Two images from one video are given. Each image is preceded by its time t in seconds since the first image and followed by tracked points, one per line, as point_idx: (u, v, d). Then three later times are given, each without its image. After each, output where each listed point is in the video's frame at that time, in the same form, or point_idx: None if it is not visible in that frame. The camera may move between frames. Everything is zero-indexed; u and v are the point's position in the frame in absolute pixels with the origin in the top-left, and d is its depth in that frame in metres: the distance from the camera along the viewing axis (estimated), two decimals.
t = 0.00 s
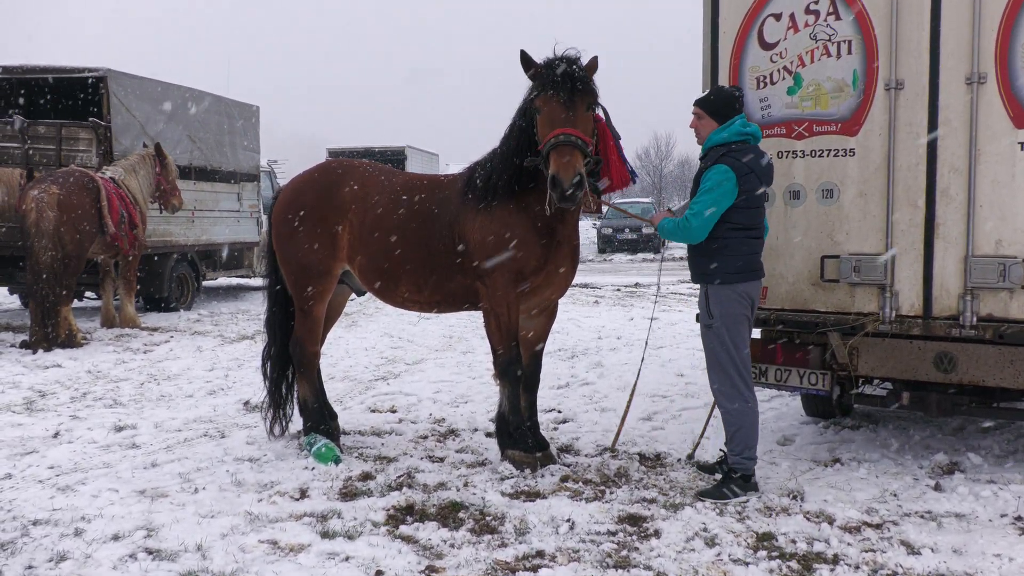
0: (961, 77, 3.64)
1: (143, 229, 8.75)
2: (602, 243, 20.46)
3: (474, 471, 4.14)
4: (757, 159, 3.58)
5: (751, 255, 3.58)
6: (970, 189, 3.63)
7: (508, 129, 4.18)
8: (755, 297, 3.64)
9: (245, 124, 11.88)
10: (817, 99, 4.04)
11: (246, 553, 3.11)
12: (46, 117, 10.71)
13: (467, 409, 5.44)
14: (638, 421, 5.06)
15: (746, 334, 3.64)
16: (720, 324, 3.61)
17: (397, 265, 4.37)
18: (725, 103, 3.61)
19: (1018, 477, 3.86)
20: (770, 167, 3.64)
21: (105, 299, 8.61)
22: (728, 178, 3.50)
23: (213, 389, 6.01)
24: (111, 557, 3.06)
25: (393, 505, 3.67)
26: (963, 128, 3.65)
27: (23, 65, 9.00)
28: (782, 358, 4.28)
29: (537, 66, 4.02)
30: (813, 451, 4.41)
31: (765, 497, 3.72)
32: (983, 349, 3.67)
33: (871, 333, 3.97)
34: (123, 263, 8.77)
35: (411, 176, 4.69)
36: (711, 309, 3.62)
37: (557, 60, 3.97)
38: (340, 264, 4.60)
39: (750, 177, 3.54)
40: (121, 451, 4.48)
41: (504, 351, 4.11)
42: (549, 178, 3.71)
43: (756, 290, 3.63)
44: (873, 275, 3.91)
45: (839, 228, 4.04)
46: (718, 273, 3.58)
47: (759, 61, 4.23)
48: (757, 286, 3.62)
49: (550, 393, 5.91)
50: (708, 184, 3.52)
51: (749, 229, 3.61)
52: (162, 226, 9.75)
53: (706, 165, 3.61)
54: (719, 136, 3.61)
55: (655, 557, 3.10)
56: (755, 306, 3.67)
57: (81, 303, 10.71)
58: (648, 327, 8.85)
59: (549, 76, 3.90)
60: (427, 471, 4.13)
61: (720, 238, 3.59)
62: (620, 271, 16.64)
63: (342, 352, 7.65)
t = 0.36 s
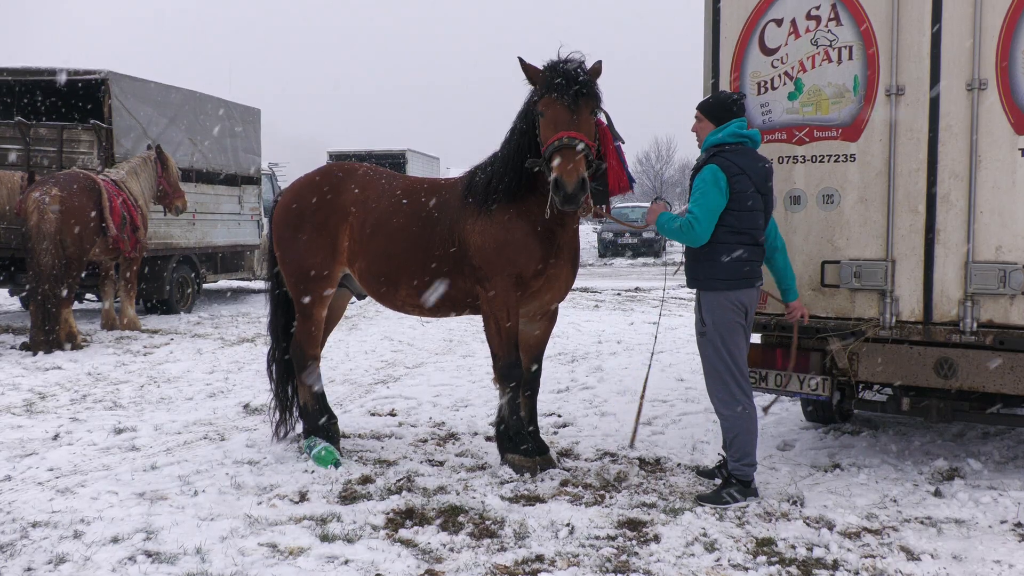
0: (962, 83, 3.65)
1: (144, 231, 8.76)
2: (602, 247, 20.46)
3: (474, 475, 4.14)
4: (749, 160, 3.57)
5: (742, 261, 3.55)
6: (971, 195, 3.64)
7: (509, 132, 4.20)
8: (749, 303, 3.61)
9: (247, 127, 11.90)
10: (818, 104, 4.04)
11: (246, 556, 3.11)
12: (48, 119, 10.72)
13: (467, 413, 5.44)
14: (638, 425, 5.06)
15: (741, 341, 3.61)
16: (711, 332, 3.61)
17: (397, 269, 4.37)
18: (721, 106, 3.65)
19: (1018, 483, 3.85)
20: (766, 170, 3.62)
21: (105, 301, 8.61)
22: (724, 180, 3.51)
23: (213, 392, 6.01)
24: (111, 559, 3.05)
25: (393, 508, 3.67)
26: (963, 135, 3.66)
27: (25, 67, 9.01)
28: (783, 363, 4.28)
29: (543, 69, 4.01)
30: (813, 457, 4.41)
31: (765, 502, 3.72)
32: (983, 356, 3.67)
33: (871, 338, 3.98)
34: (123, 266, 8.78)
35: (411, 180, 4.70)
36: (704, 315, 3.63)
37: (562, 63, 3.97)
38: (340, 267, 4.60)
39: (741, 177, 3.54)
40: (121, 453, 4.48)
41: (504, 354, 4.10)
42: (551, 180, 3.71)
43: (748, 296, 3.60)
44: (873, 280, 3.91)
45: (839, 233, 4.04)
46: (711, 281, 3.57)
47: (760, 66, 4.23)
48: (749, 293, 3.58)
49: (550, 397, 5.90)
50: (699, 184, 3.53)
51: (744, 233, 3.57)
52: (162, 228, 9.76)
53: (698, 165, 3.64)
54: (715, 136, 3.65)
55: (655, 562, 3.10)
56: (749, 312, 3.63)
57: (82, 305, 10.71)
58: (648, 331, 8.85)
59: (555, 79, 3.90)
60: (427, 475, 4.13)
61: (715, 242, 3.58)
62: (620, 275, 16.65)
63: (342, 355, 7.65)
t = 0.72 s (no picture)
0: (961, 90, 3.65)
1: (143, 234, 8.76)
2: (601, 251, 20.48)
3: (472, 479, 4.14)
4: (738, 163, 3.58)
5: (734, 266, 3.55)
6: (970, 201, 3.64)
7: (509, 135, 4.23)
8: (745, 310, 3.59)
9: (246, 130, 11.91)
10: (817, 110, 4.05)
11: (243, 559, 3.11)
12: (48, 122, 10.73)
13: (465, 417, 5.43)
14: (636, 430, 5.06)
15: (738, 348, 3.60)
16: (707, 339, 3.62)
17: (395, 273, 4.37)
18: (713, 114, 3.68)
19: (1016, 489, 3.85)
20: (759, 173, 3.59)
21: (104, 304, 8.61)
22: (713, 182, 3.54)
23: (211, 395, 6.00)
24: (108, 563, 3.05)
25: (390, 512, 3.67)
26: (962, 141, 3.66)
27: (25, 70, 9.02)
28: (781, 368, 4.28)
29: (560, 70, 3.96)
30: (811, 462, 4.41)
31: (763, 508, 3.72)
32: (982, 361, 3.69)
33: (869, 343, 3.98)
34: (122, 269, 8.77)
35: (410, 185, 4.70)
36: (701, 324, 3.65)
37: (578, 67, 3.96)
38: (337, 272, 4.60)
39: (728, 180, 3.55)
40: (118, 457, 4.48)
41: (503, 359, 4.11)
42: (574, 183, 3.65)
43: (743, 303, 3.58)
44: (872, 286, 3.91)
45: (838, 239, 4.05)
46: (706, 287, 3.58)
47: (759, 72, 4.24)
48: (745, 299, 3.56)
49: (549, 402, 5.90)
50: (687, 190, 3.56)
51: (737, 237, 3.57)
52: (161, 231, 9.76)
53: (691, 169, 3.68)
54: (708, 141, 3.68)
55: (653, 567, 3.10)
56: (745, 319, 3.62)
57: (80, 308, 10.70)
58: (647, 336, 8.85)
59: (574, 83, 3.88)
60: (425, 479, 4.13)
61: (709, 246, 3.58)
62: (620, 280, 16.65)
63: (340, 359, 7.65)
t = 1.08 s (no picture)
0: (959, 92, 3.66)
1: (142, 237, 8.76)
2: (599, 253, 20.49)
3: (471, 482, 4.14)
4: (744, 167, 3.57)
5: (737, 272, 3.56)
6: (968, 203, 3.65)
7: (509, 139, 4.25)
8: (747, 314, 3.61)
9: (245, 133, 11.92)
10: (816, 113, 4.06)
11: (242, 563, 3.11)
12: (46, 125, 10.73)
13: (464, 420, 5.43)
14: (635, 433, 5.06)
15: (739, 352, 3.63)
16: (708, 343, 3.63)
17: (393, 276, 4.37)
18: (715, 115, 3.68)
19: (1015, 491, 3.86)
20: (765, 178, 3.60)
21: (103, 307, 8.60)
22: (719, 188, 3.51)
23: (209, 398, 6.00)
24: (107, 566, 3.05)
25: (389, 515, 3.66)
26: (960, 143, 3.67)
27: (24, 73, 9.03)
28: (779, 371, 4.28)
29: (581, 79, 3.95)
30: (810, 465, 4.41)
31: (762, 510, 3.72)
32: (981, 364, 3.69)
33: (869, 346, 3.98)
34: (121, 271, 8.77)
35: (407, 187, 4.69)
36: (701, 327, 3.66)
37: (601, 74, 3.96)
38: (335, 275, 4.60)
39: (735, 186, 3.53)
40: (117, 460, 4.47)
41: (501, 362, 4.10)
42: (616, 190, 3.62)
43: (746, 307, 3.60)
44: (870, 288, 3.92)
45: (836, 242, 4.05)
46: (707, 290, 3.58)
47: (758, 75, 4.24)
48: (747, 304, 3.59)
49: (547, 404, 5.90)
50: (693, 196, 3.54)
51: (741, 242, 3.57)
52: (160, 233, 9.75)
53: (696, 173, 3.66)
54: (712, 145, 3.67)
55: (652, 570, 3.10)
56: (746, 323, 3.64)
57: (79, 311, 10.70)
58: (645, 339, 8.86)
59: (600, 91, 3.88)
60: (424, 482, 4.13)
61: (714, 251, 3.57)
62: (618, 282, 16.67)
63: (339, 362, 7.65)
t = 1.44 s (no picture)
0: (955, 93, 3.67)
1: (139, 239, 8.75)
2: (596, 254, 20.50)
3: (469, 483, 4.14)
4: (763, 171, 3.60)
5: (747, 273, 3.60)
6: (964, 204, 3.66)
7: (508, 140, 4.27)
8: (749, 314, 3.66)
9: (242, 135, 11.92)
10: (812, 114, 4.06)
11: (240, 565, 3.10)
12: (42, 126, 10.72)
13: (461, 422, 5.43)
14: (632, 434, 5.06)
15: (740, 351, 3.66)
16: (717, 343, 3.60)
17: (391, 278, 4.37)
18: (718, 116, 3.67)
19: (1011, 491, 3.87)
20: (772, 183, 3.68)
21: (100, 309, 8.59)
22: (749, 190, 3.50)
23: (207, 400, 6.00)
24: (105, 569, 3.05)
25: (387, 517, 3.66)
26: (956, 144, 3.68)
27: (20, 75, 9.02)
28: (776, 371, 4.29)
29: (607, 78, 3.93)
30: (807, 465, 4.42)
31: (759, 510, 3.73)
32: (977, 364, 3.70)
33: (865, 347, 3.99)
34: (118, 273, 8.76)
35: (403, 189, 4.69)
36: (709, 326, 3.61)
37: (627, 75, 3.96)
38: (332, 276, 4.61)
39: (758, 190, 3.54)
40: (114, 462, 4.47)
41: (499, 364, 4.11)
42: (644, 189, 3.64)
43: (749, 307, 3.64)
44: (867, 289, 3.93)
45: (833, 243, 4.05)
46: (717, 290, 3.58)
47: (754, 77, 4.25)
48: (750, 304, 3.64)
49: (545, 406, 5.91)
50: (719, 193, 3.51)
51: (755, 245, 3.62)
52: (157, 235, 9.74)
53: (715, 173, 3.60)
54: (728, 146, 3.63)
55: (649, 570, 3.10)
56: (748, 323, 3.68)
57: (75, 312, 10.68)
58: (642, 340, 8.86)
59: (628, 91, 3.87)
60: (421, 483, 4.13)
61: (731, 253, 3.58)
62: (615, 283, 16.67)
63: (336, 363, 7.64)
